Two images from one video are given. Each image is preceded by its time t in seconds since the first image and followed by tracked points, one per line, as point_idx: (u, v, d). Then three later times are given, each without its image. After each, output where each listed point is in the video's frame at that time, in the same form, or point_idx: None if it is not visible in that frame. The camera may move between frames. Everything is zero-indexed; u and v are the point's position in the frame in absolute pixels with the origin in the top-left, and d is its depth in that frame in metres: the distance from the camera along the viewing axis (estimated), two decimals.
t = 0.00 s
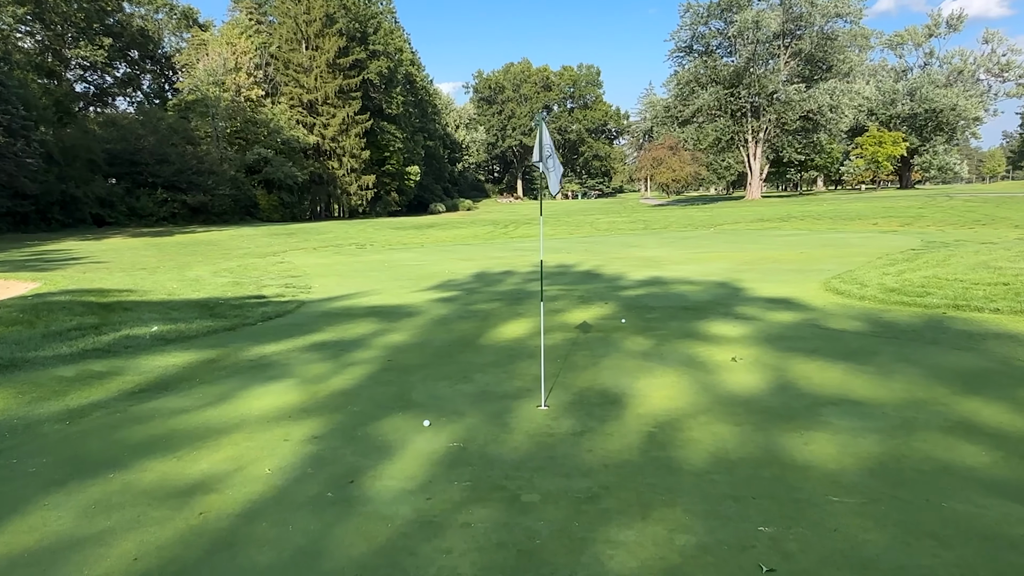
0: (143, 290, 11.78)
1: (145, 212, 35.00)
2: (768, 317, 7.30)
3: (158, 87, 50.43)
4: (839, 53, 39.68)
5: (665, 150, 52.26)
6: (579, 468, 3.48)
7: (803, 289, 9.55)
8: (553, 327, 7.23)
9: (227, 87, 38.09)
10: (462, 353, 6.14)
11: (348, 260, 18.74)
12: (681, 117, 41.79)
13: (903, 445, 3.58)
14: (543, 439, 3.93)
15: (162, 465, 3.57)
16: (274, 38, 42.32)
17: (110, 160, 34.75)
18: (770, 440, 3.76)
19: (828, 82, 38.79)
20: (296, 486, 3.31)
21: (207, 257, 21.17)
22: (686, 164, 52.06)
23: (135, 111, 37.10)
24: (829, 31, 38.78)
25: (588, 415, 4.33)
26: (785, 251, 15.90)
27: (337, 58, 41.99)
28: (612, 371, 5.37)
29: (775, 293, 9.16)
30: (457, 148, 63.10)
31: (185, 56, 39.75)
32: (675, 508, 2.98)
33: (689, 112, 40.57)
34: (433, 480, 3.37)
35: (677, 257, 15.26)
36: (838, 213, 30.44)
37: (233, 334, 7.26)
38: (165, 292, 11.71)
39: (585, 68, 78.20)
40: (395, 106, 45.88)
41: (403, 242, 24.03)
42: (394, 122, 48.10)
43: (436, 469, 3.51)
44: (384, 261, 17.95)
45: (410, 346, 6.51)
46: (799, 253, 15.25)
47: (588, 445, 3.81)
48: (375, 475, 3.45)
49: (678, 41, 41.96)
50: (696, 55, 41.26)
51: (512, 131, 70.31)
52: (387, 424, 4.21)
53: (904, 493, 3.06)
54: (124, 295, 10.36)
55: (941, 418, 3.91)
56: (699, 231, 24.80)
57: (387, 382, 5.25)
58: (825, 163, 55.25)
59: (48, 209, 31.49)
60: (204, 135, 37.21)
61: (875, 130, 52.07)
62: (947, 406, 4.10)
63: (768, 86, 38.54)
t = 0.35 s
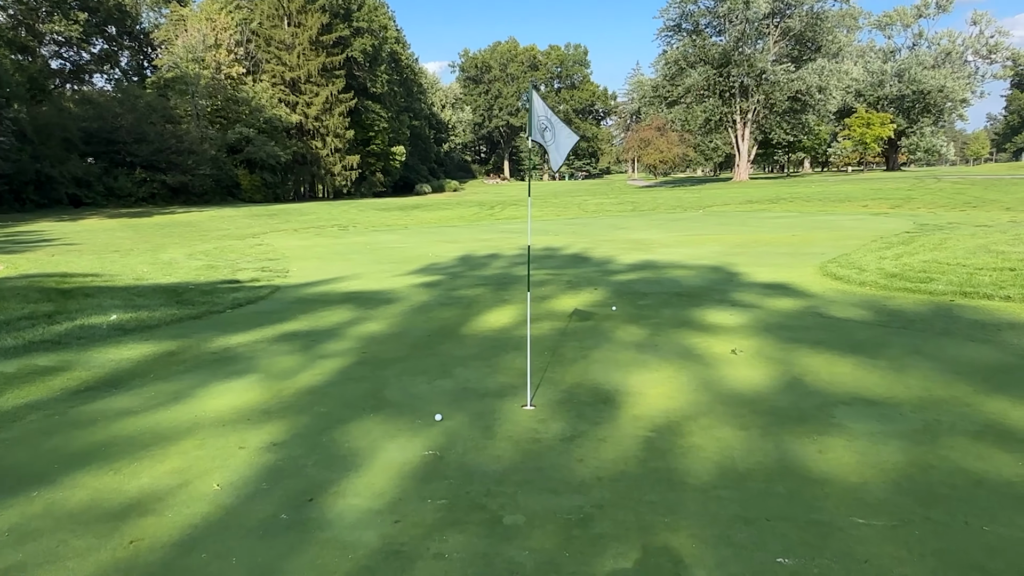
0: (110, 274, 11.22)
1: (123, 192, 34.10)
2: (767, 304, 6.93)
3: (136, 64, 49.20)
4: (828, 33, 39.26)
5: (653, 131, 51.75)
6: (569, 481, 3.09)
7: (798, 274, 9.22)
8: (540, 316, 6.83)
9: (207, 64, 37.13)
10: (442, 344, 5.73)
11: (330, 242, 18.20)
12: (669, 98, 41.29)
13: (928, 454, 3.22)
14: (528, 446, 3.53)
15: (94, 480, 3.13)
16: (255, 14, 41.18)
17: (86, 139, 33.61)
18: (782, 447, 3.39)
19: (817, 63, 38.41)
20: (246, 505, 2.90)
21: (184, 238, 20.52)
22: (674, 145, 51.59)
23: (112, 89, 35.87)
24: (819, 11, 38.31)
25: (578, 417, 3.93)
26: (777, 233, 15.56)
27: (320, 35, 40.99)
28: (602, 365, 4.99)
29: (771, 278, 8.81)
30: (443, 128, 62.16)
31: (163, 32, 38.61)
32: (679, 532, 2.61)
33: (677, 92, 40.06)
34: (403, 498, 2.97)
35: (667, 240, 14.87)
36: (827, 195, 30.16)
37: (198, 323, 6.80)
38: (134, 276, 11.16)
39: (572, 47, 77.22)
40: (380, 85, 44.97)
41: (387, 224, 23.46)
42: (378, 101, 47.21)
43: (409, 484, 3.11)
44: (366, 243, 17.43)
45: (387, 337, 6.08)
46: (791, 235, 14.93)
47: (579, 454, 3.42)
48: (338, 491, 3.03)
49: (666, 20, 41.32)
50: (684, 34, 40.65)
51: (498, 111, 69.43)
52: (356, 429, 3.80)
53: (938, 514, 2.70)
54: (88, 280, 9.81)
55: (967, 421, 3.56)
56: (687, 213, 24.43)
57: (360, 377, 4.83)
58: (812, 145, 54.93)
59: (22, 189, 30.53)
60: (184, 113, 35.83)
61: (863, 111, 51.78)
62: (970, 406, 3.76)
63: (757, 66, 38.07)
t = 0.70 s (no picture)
0: (77, 255, 10.67)
1: (103, 169, 33.08)
2: (768, 291, 6.55)
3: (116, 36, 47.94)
4: (822, 9, 38.66)
5: (644, 109, 51.08)
6: (556, 503, 2.70)
7: (796, 257, 8.84)
8: (526, 303, 6.42)
9: (189, 38, 36.18)
10: (420, 335, 5.32)
11: (313, 221, 17.64)
12: (660, 74, 40.61)
13: (961, 470, 2.85)
14: (508, 458, 3.13)
15: (10, 504, 2.71)
16: None
17: (64, 114, 32.29)
18: (794, 461, 3.01)
19: (810, 40, 37.84)
20: (182, 535, 2.50)
21: (161, 217, 19.87)
22: (665, 123, 51.04)
23: (91, 63, 34.31)
24: None
25: (568, 422, 3.53)
26: (771, 214, 15.17)
27: (305, 8, 39.93)
28: (594, 360, 4.59)
29: (769, 262, 8.46)
30: (431, 105, 61.15)
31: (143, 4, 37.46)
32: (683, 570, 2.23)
33: (669, 69, 39.40)
34: (364, 525, 2.57)
35: (659, 220, 14.49)
36: (819, 174, 29.79)
37: (161, 310, 6.34)
38: (102, 257, 10.62)
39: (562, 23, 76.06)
40: (367, 61, 43.99)
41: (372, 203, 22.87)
42: (365, 76, 46.25)
43: (372, 505, 2.72)
44: (349, 222, 16.94)
45: (363, 326, 5.64)
46: (786, 216, 14.55)
47: (567, 467, 3.03)
48: (290, 516, 2.64)
49: None
50: (676, 9, 39.91)
51: (487, 88, 68.37)
52: (316, 438, 3.38)
53: (982, 547, 2.33)
54: (51, 262, 9.28)
55: (999, 430, 3.20)
56: (679, 192, 23.98)
57: (329, 373, 4.42)
58: (803, 123, 54.43)
59: None
60: (166, 88, 35.10)
61: (855, 89, 51.26)
62: (1000, 411, 3.40)
63: (750, 42, 37.44)
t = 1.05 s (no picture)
0: (44, 232, 10.14)
1: (81, 142, 31.94)
2: (774, 272, 6.18)
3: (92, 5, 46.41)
4: None
5: (633, 81, 50.29)
6: (557, 529, 2.33)
7: (799, 235, 8.48)
8: (518, 285, 6.02)
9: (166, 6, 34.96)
10: (405, 322, 4.91)
11: (296, 196, 17.09)
12: (650, 46, 39.87)
13: (1017, 484, 2.51)
14: (499, 469, 2.75)
15: None
16: None
17: (38, 85, 31.05)
18: (827, 471, 2.65)
19: (803, 11, 37.18)
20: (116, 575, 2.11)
21: (139, 192, 19.20)
22: (655, 96, 50.33)
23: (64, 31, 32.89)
24: None
25: (566, 425, 3.15)
26: (767, 189, 14.78)
27: None
28: (594, 350, 4.20)
29: (770, 240, 8.09)
30: (418, 78, 59.97)
31: None
32: None
33: (660, 40, 38.67)
34: (334, 558, 2.20)
35: (652, 195, 14.08)
36: (811, 148, 29.42)
37: (125, 293, 5.89)
38: (70, 235, 10.09)
39: None
40: (352, 31, 42.91)
41: (357, 177, 22.27)
42: (350, 47, 45.14)
43: (344, 532, 2.34)
44: (333, 197, 16.40)
45: (342, 312, 5.22)
46: (783, 191, 14.17)
47: (569, 481, 2.64)
48: (248, 546, 2.26)
49: None
50: None
51: (475, 60, 67.14)
52: (283, 446, 2.98)
53: None
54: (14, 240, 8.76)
55: None
56: (671, 166, 23.52)
57: (303, 367, 4.01)
58: (794, 97, 53.81)
59: None
60: (144, 59, 33.79)
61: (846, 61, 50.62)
62: None
63: (742, 13, 36.73)
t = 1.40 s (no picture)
0: (11, 216, 9.66)
1: (61, 119, 30.67)
2: (781, 257, 5.85)
3: None
4: None
5: (624, 58, 49.63)
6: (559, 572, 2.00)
7: (801, 215, 8.16)
8: (510, 271, 5.66)
9: None
10: (389, 314, 4.55)
11: (279, 175, 16.58)
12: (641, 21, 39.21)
13: None
14: (492, 494, 2.41)
15: None
16: None
17: (14, 62, 29.60)
18: (866, 495, 2.33)
19: None
20: None
21: (116, 171, 18.61)
22: (646, 72, 49.67)
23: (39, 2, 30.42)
24: None
25: (565, 437, 2.82)
26: (763, 167, 14.44)
27: None
28: (594, 346, 3.86)
29: (773, 221, 7.76)
30: (405, 54, 58.92)
31: None
32: None
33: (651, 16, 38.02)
34: None
35: (646, 174, 13.71)
36: (805, 125, 29.05)
37: (88, 283, 5.48)
38: (39, 217, 9.61)
39: None
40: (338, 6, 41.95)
41: (343, 156, 21.72)
42: (336, 23, 44.19)
43: None
44: (318, 177, 15.90)
45: (322, 303, 4.85)
46: (779, 169, 13.84)
47: (572, 508, 2.31)
48: None
49: None
50: None
51: (463, 36, 66.02)
52: (247, 465, 2.63)
53: None
54: None
55: None
56: (664, 144, 23.08)
57: (275, 368, 3.64)
58: (786, 73, 53.26)
59: None
60: (124, 34, 32.97)
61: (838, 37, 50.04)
62: None
63: None
